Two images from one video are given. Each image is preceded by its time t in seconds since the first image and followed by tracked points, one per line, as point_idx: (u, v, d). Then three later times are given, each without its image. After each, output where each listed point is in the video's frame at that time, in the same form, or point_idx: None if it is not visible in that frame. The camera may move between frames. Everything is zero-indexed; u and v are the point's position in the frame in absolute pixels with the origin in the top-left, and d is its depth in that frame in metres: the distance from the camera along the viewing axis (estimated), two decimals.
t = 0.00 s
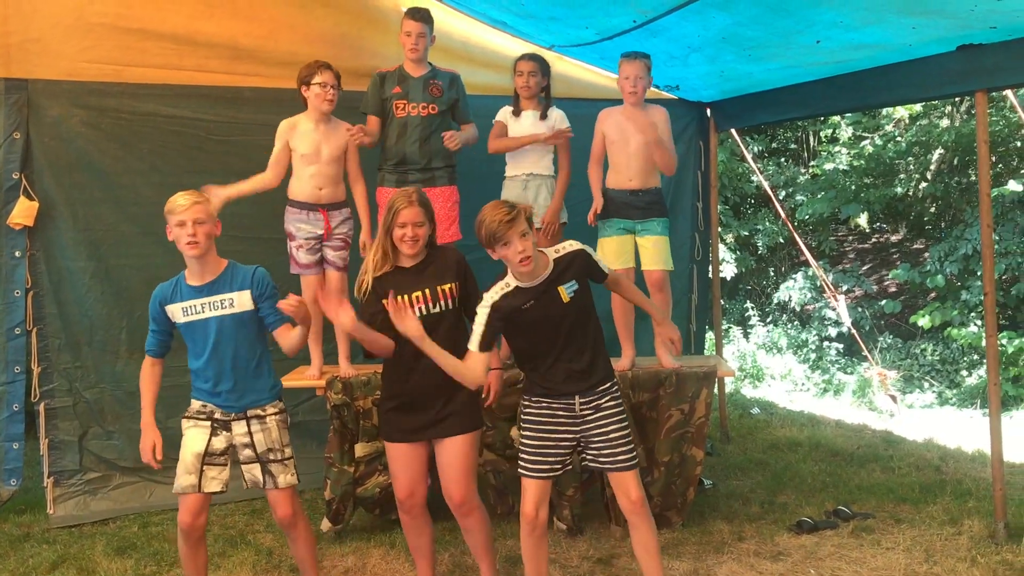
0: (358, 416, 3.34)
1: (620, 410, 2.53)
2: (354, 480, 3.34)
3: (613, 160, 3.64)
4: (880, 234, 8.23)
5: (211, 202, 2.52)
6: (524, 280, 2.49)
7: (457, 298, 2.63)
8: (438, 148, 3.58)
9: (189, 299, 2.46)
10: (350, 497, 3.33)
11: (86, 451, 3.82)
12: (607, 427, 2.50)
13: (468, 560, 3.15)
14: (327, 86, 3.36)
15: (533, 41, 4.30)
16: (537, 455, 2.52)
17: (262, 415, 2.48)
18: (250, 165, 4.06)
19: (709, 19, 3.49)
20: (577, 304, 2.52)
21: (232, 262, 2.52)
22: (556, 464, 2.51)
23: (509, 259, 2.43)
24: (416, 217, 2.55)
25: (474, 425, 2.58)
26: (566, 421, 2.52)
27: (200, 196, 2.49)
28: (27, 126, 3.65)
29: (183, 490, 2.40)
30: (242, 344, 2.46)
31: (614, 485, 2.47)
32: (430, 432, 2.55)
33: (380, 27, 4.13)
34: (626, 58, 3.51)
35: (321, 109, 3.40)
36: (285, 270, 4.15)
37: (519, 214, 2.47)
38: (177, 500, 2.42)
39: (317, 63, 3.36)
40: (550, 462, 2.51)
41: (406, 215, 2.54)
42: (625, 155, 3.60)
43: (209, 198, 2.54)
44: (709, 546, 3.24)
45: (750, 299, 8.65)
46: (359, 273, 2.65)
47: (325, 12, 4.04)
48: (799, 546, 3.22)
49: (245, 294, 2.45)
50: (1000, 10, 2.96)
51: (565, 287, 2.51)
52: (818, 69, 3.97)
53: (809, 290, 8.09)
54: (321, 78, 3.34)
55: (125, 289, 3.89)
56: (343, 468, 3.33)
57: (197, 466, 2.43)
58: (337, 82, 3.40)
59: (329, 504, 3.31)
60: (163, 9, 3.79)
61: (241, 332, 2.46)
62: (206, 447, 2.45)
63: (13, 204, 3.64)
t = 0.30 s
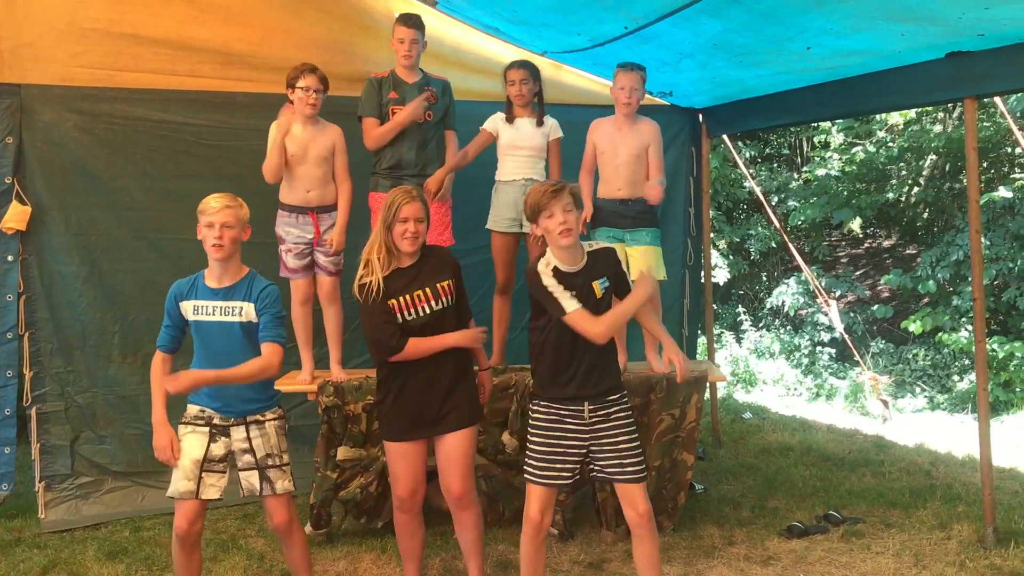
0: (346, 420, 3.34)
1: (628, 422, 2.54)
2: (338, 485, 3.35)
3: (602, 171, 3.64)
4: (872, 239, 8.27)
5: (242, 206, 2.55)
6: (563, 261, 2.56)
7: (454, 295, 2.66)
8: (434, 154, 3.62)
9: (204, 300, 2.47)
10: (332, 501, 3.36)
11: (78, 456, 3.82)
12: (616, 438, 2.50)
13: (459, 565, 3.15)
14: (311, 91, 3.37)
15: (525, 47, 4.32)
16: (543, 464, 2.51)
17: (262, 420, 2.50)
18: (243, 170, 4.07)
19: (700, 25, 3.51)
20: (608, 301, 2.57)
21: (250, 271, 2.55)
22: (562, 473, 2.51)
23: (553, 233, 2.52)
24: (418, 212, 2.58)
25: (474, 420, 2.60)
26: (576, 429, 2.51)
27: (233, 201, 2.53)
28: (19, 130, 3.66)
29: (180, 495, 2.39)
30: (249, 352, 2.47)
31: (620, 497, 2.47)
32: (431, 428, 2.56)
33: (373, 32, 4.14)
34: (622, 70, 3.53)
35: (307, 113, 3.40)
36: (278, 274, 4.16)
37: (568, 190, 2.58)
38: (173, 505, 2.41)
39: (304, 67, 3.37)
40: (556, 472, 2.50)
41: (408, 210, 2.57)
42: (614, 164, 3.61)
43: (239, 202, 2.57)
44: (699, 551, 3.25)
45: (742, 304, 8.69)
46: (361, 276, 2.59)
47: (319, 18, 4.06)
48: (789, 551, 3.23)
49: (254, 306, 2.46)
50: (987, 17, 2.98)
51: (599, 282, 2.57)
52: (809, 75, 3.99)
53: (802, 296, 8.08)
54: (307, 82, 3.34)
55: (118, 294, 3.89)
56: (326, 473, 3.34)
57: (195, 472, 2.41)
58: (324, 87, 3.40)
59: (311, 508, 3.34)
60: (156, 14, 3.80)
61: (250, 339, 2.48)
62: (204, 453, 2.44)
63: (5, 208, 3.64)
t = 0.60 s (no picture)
0: (342, 426, 3.35)
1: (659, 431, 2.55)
2: (331, 489, 3.36)
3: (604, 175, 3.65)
4: (869, 246, 8.35)
5: (224, 220, 2.55)
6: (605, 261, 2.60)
7: (479, 312, 2.66)
8: (432, 162, 3.62)
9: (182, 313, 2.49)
10: (329, 507, 3.37)
11: (74, 461, 3.84)
12: (646, 447, 2.51)
13: (452, 570, 3.17)
14: (314, 105, 3.41)
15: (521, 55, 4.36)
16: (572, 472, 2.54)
17: (238, 433, 2.51)
18: (240, 177, 4.09)
19: (694, 35, 3.54)
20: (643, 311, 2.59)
21: (230, 286, 2.56)
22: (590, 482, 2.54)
23: (605, 233, 2.55)
24: (443, 226, 2.59)
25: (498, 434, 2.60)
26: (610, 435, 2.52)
27: (215, 214, 2.53)
28: (18, 137, 3.69)
29: (148, 508, 2.37)
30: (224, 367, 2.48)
31: (642, 506, 2.47)
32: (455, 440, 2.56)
33: (370, 40, 4.17)
34: (626, 74, 3.55)
35: (309, 128, 3.45)
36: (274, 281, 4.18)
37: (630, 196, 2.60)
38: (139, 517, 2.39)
39: (306, 83, 3.42)
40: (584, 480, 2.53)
41: (434, 222, 2.59)
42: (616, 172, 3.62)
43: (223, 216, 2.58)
44: (692, 557, 3.26)
45: (739, 311, 8.72)
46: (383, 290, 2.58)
47: (315, 26, 4.09)
48: (781, 558, 3.24)
49: (229, 321, 2.46)
50: (977, 28, 3.00)
51: (637, 293, 2.59)
52: (803, 85, 4.02)
53: (798, 303, 8.09)
54: (309, 97, 3.40)
55: (115, 299, 3.91)
56: (324, 479, 3.35)
57: (170, 484, 2.42)
58: (325, 101, 3.45)
59: (308, 514, 3.35)
60: (154, 22, 3.83)
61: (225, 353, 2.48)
62: (179, 465, 2.44)
63: (4, 214, 3.67)
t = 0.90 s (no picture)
0: (342, 430, 3.38)
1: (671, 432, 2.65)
2: (332, 493, 3.39)
3: (609, 182, 3.68)
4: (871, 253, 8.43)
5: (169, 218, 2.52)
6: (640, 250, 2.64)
7: (527, 316, 2.64)
8: (432, 168, 3.63)
9: (141, 315, 2.48)
10: (329, 510, 3.39)
11: (76, 464, 3.86)
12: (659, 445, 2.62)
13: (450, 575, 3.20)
14: (319, 103, 3.46)
15: (521, 63, 4.41)
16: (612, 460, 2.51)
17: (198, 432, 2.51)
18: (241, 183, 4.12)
19: (692, 44, 3.57)
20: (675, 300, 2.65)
21: (185, 282, 2.55)
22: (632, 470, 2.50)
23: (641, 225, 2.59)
24: (490, 223, 2.63)
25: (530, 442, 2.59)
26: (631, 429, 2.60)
27: (159, 213, 2.50)
28: (22, 143, 3.73)
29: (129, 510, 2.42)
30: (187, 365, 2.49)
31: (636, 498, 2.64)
32: (488, 437, 2.59)
33: (372, 48, 4.22)
34: (625, 80, 3.57)
35: (312, 125, 3.50)
36: (275, 286, 4.21)
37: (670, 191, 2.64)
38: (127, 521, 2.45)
39: (309, 81, 3.48)
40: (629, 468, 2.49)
41: (482, 220, 2.64)
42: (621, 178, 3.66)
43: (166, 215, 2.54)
44: (688, 562, 3.28)
45: (740, 318, 8.88)
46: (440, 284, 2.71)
47: (317, 34, 4.13)
48: (776, 563, 3.26)
49: (193, 317, 2.47)
50: (972, 38, 3.03)
51: (671, 282, 2.64)
52: (800, 93, 4.05)
53: (799, 310, 8.10)
54: (312, 95, 3.45)
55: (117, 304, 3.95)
56: (324, 482, 3.39)
57: (141, 487, 2.45)
58: (329, 100, 3.51)
59: (308, 517, 3.37)
60: (158, 30, 3.88)
61: (189, 352, 2.50)
62: (148, 466, 2.47)
63: (8, 219, 3.71)
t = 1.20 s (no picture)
0: (347, 432, 3.40)
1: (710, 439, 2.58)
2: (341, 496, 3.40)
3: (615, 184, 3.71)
4: (878, 257, 8.49)
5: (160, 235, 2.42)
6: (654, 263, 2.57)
7: (570, 336, 2.66)
8: (439, 172, 3.64)
9: (136, 329, 2.39)
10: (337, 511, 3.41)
11: (84, 464, 3.90)
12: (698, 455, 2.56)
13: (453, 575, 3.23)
14: (323, 111, 3.52)
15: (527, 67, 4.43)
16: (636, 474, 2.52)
17: (185, 449, 2.39)
18: (248, 186, 4.16)
19: (696, 48, 3.59)
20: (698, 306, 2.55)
21: (182, 295, 2.46)
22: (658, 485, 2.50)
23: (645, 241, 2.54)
24: (538, 241, 2.66)
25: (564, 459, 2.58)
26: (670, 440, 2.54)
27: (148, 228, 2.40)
28: (32, 146, 3.77)
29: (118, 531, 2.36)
30: (181, 380, 2.39)
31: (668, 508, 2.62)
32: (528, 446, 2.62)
33: (379, 52, 4.26)
34: (631, 85, 3.56)
35: (315, 133, 3.55)
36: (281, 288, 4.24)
37: (666, 196, 2.55)
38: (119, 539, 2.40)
39: (314, 90, 3.54)
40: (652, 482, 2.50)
41: (530, 238, 2.67)
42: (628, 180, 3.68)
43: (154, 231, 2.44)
44: (690, 565, 3.29)
45: (745, 321, 8.80)
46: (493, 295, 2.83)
47: (325, 38, 4.17)
48: (779, 566, 3.27)
49: (191, 331, 2.39)
50: (974, 42, 3.04)
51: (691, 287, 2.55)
52: (805, 97, 4.06)
53: (804, 314, 8.11)
54: (316, 103, 3.50)
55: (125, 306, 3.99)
56: (331, 484, 3.40)
57: (131, 506, 2.37)
58: (332, 107, 3.55)
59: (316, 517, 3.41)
60: (168, 34, 3.92)
61: (182, 368, 2.39)
62: (136, 486, 2.38)
63: (18, 221, 3.75)
